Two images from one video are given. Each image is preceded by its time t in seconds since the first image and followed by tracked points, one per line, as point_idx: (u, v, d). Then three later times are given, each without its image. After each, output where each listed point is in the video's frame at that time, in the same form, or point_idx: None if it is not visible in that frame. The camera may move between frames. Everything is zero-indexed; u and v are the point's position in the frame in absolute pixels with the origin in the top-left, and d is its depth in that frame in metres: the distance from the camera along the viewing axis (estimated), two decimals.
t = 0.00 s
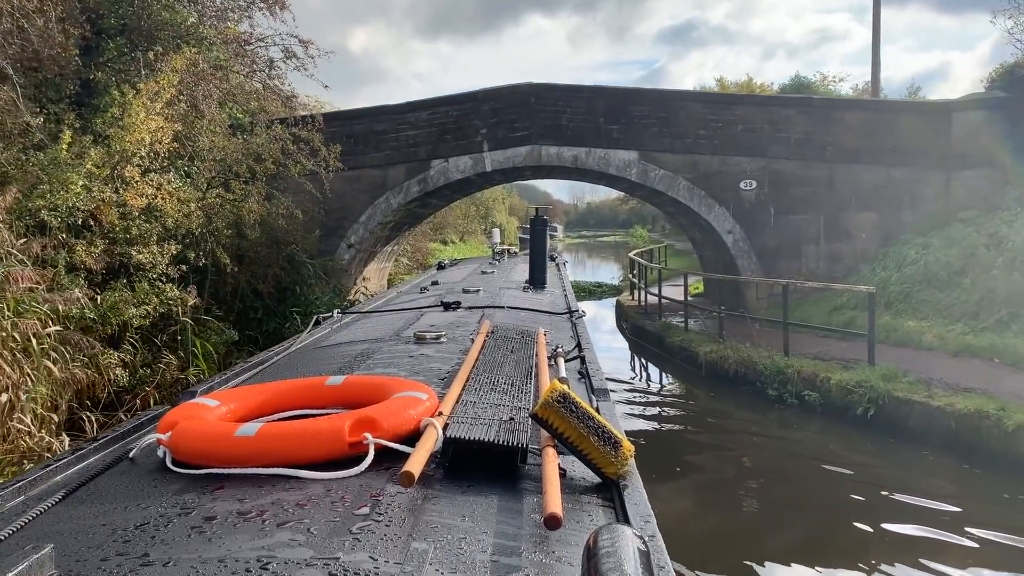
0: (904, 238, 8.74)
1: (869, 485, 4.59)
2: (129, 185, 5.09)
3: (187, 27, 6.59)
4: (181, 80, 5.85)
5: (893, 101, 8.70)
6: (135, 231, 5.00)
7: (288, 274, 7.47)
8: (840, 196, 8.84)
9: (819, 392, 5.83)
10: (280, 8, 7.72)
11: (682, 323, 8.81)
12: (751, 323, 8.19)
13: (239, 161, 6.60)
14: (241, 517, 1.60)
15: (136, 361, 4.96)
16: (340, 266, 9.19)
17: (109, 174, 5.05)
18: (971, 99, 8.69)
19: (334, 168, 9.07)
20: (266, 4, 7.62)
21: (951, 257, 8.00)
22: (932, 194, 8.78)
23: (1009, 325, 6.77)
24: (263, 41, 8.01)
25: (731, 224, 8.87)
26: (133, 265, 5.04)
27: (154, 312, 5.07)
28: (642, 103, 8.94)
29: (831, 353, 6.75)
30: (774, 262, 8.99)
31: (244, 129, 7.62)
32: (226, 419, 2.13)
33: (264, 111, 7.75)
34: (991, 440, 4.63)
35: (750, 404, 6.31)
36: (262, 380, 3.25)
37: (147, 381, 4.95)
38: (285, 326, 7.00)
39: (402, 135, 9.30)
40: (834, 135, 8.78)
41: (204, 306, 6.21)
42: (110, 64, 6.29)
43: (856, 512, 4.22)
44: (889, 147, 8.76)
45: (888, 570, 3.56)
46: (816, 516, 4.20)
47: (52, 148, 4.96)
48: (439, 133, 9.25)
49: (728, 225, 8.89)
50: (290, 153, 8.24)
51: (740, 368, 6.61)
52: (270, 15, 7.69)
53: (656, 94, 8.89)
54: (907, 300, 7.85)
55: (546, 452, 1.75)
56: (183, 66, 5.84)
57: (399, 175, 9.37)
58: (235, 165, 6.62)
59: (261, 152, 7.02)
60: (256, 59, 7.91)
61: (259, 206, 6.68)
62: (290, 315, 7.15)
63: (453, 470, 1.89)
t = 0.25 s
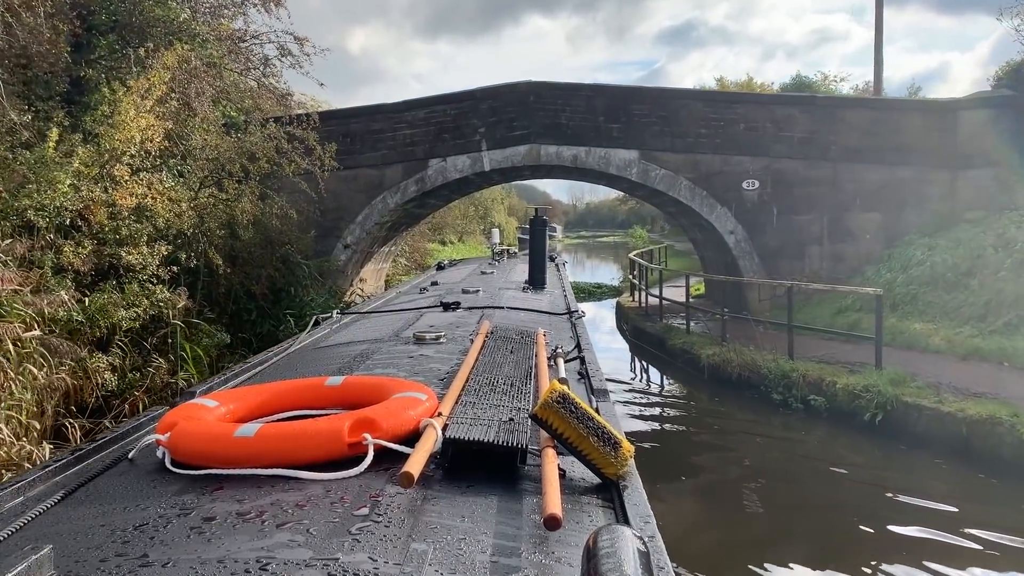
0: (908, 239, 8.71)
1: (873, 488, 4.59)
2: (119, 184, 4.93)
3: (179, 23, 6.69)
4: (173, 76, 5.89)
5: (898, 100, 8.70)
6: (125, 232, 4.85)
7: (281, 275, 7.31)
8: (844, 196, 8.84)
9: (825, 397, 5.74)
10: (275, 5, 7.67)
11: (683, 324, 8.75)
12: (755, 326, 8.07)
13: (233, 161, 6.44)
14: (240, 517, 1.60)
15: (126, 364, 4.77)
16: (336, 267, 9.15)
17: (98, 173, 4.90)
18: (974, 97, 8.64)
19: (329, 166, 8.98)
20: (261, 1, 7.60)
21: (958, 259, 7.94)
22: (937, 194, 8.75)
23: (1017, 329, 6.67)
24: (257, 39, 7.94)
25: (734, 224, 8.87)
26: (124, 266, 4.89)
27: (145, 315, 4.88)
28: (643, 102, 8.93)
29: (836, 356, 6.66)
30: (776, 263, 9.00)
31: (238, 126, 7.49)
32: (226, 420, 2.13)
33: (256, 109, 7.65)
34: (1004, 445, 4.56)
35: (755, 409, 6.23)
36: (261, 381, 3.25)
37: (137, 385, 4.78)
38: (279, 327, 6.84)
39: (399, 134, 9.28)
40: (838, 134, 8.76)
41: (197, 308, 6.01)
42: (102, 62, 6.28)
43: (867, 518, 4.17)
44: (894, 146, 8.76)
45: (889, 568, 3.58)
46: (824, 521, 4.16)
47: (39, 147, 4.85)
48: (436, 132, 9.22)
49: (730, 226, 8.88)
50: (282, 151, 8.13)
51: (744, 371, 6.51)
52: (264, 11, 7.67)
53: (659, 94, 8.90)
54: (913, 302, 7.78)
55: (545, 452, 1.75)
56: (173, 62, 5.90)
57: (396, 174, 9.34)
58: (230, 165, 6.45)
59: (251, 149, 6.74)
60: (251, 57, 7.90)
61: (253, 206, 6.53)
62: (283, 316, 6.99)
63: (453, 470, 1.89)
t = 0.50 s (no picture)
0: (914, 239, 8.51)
1: (876, 488, 4.56)
2: (108, 182, 4.77)
3: (172, 18, 6.26)
4: (163, 70, 5.51)
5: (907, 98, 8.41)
6: (115, 232, 4.73)
7: (276, 274, 7.23)
8: (848, 196, 8.65)
9: (833, 402, 5.54)
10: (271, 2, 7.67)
11: (685, 326, 8.64)
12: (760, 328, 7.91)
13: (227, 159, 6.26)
14: (240, 517, 1.60)
15: (114, 367, 4.74)
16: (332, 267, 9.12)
17: (87, 171, 4.71)
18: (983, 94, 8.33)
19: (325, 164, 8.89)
20: None
21: (966, 259, 7.77)
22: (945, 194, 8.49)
23: None
24: (253, 35, 7.95)
25: (737, 224, 8.73)
26: (114, 266, 4.80)
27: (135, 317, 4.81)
28: (643, 100, 8.79)
29: (842, 360, 6.49)
30: (780, 264, 8.84)
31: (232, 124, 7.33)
32: (226, 420, 2.13)
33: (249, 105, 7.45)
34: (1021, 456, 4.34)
35: (758, 411, 6.10)
36: (262, 380, 3.25)
37: (126, 389, 4.72)
38: (274, 329, 6.82)
39: (396, 133, 9.21)
40: (842, 133, 8.56)
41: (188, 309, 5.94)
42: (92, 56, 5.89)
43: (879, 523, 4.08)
44: (901, 145, 8.51)
45: (892, 569, 3.57)
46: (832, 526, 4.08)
47: (25, 142, 4.65)
48: (434, 130, 9.13)
49: (733, 226, 8.75)
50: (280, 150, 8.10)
51: (748, 375, 6.32)
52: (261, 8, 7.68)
53: (661, 92, 8.74)
54: (921, 304, 7.64)
55: (546, 452, 1.75)
56: (165, 57, 5.51)
57: (393, 173, 9.29)
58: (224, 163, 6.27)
59: (244, 148, 6.61)
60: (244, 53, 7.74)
61: (246, 205, 6.38)
62: (277, 318, 6.95)
63: (453, 470, 1.89)
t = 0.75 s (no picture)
0: (919, 241, 8.40)
1: (880, 488, 4.58)
2: (97, 181, 4.59)
3: (165, 14, 6.13)
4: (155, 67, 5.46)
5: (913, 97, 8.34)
6: (106, 232, 4.56)
7: (270, 273, 7.07)
8: (852, 195, 8.58)
9: (839, 406, 5.48)
10: None
11: (686, 327, 8.53)
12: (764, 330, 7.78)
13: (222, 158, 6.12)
14: (240, 517, 1.60)
15: (103, 369, 4.61)
16: (329, 267, 9.02)
17: (76, 169, 4.49)
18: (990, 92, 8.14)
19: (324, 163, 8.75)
20: None
21: (973, 259, 7.69)
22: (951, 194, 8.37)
23: None
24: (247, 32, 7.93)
25: (740, 224, 8.65)
26: (104, 267, 4.64)
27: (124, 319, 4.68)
28: (645, 98, 8.68)
29: (849, 363, 6.38)
30: (783, 264, 8.75)
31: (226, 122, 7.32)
32: (226, 420, 2.13)
33: (245, 101, 7.47)
34: None
35: (762, 417, 5.98)
36: (261, 380, 3.25)
37: (116, 393, 4.60)
38: (267, 330, 6.66)
39: (394, 131, 9.09)
40: (846, 131, 8.48)
41: (180, 311, 5.78)
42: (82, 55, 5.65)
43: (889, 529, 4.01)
44: (906, 144, 8.44)
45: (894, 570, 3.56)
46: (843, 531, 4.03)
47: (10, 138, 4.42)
48: (433, 129, 9.01)
49: (735, 226, 8.67)
50: (274, 147, 8.00)
51: (753, 379, 6.24)
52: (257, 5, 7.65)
53: (663, 90, 8.61)
54: (928, 305, 7.52)
55: (546, 452, 1.75)
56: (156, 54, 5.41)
57: (392, 172, 9.15)
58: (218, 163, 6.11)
59: (237, 146, 6.61)
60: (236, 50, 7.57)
61: (240, 204, 6.27)
62: (270, 318, 6.78)
63: (453, 470, 1.89)
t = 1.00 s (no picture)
0: (927, 241, 8.08)
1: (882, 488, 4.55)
2: (84, 177, 4.21)
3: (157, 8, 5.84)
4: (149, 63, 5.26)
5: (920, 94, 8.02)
6: (95, 232, 4.15)
7: (264, 272, 6.54)
8: (858, 195, 8.26)
9: (847, 412, 5.28)
10: None
11: (691, 330, 8.30)
12: (771, 333, 7.51)
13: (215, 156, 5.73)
14: (241, 517, 1.60)
15: (89, 373, 4.17)
16: (323, 268, 8.73)
17: (64, 166, 4.14)
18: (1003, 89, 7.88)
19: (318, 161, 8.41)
20: None
21: (985, 261, 7.20)
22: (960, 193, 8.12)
23: None
24: (241, 27, 7.52)
25: (743, 224, 8.33)
26: (92, 267, 4.24)
27: (114, 322, 4.28)
28: (646, 94, 8.35)
29: (856, 366, 6.17)
30: (787, 265, 8.43)
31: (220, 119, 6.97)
32: (226, 420, 2.13)
33: (241, 99, 7.13)
34: None
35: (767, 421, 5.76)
36: (261, 380, 3.24)
37: (105, 397, 4.18)
38: (264, 332, 6.18)
39: (391, 129, 8.79)
40: (852, 130, 8.17)
41: (172, 313, 5.30)
42: (75, 51, 5.38)
43: (904, 542, 3.85)
44: (912, 142, 8.16)
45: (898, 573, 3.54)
46: (854, 544, 3.88)
47: None
48: (431, 127, 8.70)
49: (739, 226, 8.35)
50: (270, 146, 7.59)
51: (755, 382, 6.05)
52: None
53: (663, 86, 8.29)
54: (935, 309, 7.09)
55: (546, 452, 1.75)
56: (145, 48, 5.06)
57: (389, 170, 8.84)
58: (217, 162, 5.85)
59: (232, 145, 6.20)
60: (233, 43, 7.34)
61: (234, 204, 5.84)
62: (264, 321, 6.29)
63: (453, 470, 1.89)
